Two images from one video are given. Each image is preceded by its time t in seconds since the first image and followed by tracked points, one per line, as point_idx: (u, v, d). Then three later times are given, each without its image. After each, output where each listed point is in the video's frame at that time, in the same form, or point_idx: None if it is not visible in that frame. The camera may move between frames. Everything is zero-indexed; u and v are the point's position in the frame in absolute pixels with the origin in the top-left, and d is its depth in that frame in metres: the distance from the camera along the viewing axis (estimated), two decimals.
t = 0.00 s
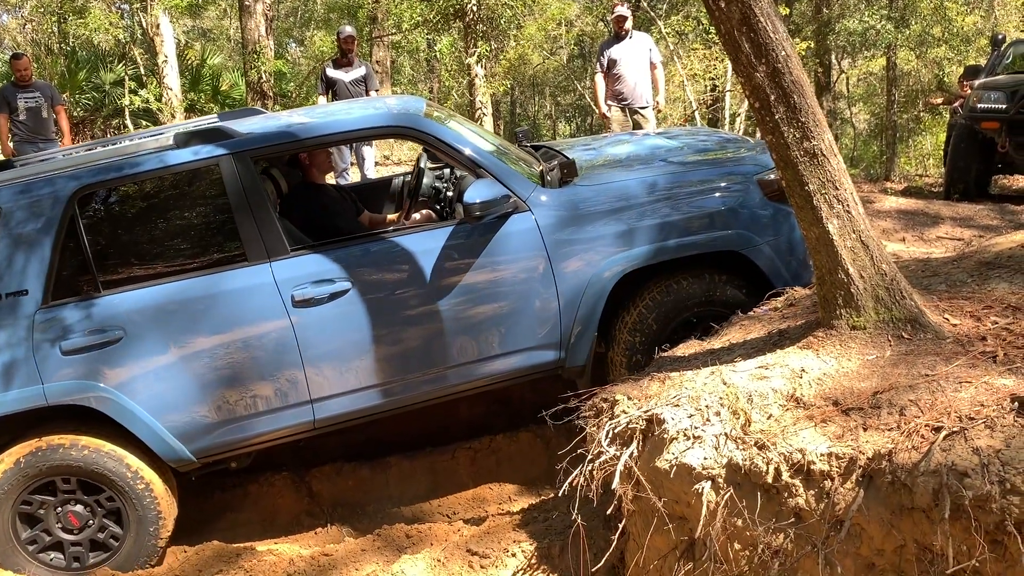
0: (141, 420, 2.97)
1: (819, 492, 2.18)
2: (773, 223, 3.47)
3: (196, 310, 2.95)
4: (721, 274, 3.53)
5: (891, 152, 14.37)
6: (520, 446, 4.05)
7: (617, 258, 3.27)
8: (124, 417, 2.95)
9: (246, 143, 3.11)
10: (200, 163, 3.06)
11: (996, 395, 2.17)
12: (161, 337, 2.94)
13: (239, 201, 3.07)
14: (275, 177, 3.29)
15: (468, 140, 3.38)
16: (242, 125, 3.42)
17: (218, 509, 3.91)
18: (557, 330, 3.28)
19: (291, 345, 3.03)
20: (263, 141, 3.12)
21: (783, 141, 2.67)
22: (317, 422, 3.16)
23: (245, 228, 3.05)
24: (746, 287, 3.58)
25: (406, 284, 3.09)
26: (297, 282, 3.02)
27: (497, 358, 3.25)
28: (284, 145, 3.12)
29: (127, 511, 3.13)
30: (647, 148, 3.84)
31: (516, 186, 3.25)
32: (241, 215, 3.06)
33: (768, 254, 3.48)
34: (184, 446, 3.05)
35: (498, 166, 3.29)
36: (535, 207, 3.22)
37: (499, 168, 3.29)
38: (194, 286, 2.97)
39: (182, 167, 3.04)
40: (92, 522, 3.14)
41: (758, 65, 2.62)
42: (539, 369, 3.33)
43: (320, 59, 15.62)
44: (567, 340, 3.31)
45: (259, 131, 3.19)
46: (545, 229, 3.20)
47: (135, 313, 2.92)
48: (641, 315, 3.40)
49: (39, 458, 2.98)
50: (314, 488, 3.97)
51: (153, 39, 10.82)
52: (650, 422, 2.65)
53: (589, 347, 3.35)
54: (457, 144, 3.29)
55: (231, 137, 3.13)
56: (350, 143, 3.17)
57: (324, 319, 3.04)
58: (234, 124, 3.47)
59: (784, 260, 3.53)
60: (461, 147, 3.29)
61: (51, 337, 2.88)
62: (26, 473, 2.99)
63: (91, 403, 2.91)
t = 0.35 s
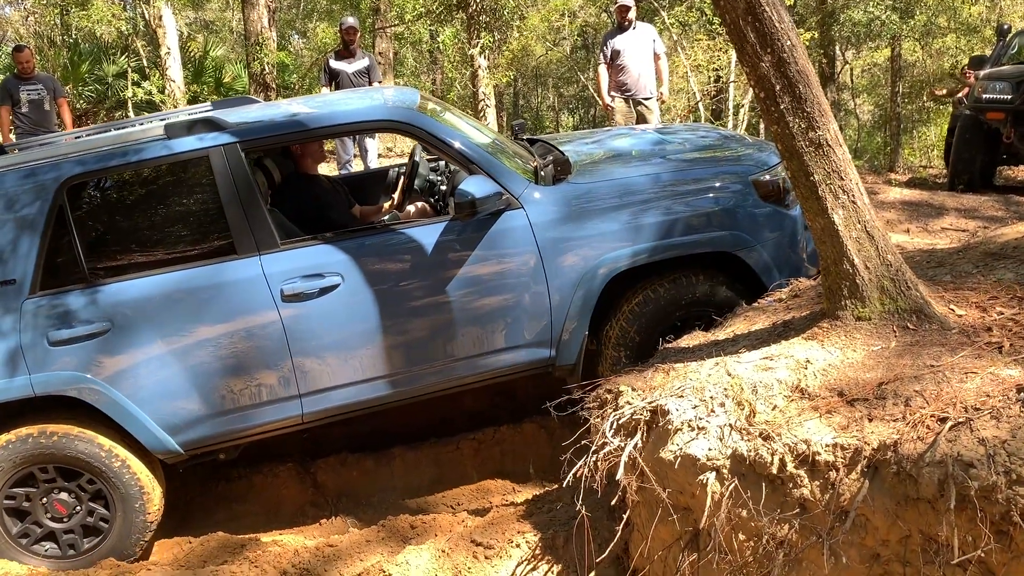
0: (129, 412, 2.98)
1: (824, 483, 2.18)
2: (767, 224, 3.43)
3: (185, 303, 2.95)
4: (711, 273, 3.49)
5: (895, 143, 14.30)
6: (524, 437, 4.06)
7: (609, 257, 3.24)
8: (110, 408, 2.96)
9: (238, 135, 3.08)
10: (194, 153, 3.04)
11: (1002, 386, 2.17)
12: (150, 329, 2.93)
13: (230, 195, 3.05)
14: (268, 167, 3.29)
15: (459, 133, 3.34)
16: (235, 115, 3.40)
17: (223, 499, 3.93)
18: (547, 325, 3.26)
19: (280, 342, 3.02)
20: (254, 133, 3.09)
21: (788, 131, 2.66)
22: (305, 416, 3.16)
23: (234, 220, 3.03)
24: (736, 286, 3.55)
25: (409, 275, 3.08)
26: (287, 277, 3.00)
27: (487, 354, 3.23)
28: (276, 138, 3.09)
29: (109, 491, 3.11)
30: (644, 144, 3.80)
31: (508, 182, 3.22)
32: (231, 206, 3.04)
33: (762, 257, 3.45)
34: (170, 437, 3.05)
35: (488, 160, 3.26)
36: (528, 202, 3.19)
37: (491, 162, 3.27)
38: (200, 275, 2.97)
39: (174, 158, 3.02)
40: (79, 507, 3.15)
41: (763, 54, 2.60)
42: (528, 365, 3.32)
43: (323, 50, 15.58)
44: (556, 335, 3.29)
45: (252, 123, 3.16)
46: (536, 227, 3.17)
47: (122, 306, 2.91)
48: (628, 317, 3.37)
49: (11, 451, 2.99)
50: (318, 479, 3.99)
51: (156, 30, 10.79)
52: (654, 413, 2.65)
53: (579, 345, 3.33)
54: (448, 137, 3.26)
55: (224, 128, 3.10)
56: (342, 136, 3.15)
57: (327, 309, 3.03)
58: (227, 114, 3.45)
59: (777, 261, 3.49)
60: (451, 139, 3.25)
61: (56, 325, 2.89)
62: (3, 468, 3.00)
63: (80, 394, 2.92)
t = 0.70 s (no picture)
0: (145, 407, 3.00)
1: (839, 483, 2.17)
2: (784, 223, 3.41)
3: (200, 300, 2.97)
4: (725, 271, 3.47)
5: (911, 141, 14.17)
6: (537, 435, 4.06)
7: (624, 255, 3.24)
8: (127, 403, 2.99)
9: (253, 132, 3.10)
10: (209, 151, 3.06)
11: (1021, 387, 2.15)
12: (166, 325, 2.96)
13: (247, 192, 3.07)
14: (285, 164, 3.32)
15: (473, 131, 3.35)
16: (250, 112, 3.42)
17: (238, 495, 3.96)
18: (561, 324, 3.25)
19: (295, 338, 3.04)
20: (270, 130, 3.11)
21: (805, 129, 2.65)
22: (319, 412, 3.18)
23: (251, 216, 3.05)
24: (750, 283, 3.53)
25: (424, 272, 3.09)
26: (301, 273, 3.02)
27: (501, 352, 3.24)
28: (291, 135, 3.11)
29: (126, 486, 3.15)
30: (659, 142, 3.78)
31: (522, 180, 3.22)
32: (248, 203, 3.07)
33: (777, 255, 3.43)
34: (185, 432, 3.07)
35: (503, 158, 3.26)
36: (543, 201, 3.19)
37: (505, 159, 3.27)
38: (216, 271, 2.99)
39: (190, 155, 3.04)
40: (96, 501, 3.18)
41: (780, 52, 2.59)
42: (542, 364, 3.32)
43: (337, 48, 15.63)
44: (570, 333, 3.29)
45: (267, 120, 3.18)
46: (550, 226, 3.17)
47: (138, 303, 2.94)
48: (642, 315, 3.37)
49: (29, 445, 3.03)
50: (332, 476, 4.01)
51: (171, 27, 10.84)
52: (669, 412, 2.65)
53: (593, 343, 3.33)
54: (462, 134, 3.26)
55: (239, 125, 3.12)
56: (356, 134, 3.16)
57: (341, 306, 3.05)
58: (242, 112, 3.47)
59: (793, 259, 3.47)
60: (465, 137, 3.25)
61: (73, 321, 2.92)
62: (20, 461, 3.04)
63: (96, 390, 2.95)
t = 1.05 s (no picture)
0: (156, 403, 3.02)
1: (854, 487, 2.15)
2: (798, 225, 3.38)
3: (213, 297, 2.98)
4: (736, 272, 3.44)
5: (928, 142, 14.02)
6: (549, 435, 4.05)
7: (636, 256, 3.22)
8: (137, 399, 3.01)
9: (266, 129, 3.11)
10: (222, 147, 3.08)
11: None
12: (177, 322, 2.97)
13: (259, 190, 3.08)
14: (297, 161, 3.26)
15: (485, 129, 3.34)
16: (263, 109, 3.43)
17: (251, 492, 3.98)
18: (571, 324, 3.24)
19: (306, 336, 3.04)
20: (283, 127, 3.12)
21: (822, 129, 2.62)
22: (330, 410, 3.18)
23: (263, 214, 3.06)
24: (762, 284, 3.50)
25: (436, 271, 3.09)
26: (313, 272, 3.02)
27: (513, 352, 3.23)
28: (304, 132, 3.12)
29: (135, 481, 3.17)
30: (672, 142, 3.75)
31: (534, 179, 3.21)
32: (259, 201, 3.07)
33: (791, 258, 3.40)
34: (196, 428, 3.09)
35: (515, 156, 3.25)
36: (555, 200, 3.18)
37: (517, 158, 3.26)
38: (229, 268, 3.01)
39: (203, 151, 3.06)
40: (106, 496, 3.21)
41: (798, 51, 2.57)
42: (553, 364, 3.31)
43: (352, 47, 15.70)
44: (581, 334, 3.27)
45: (280, 117, 3.19)
46: (562, 226, 3.16)
47: (149, 299, 2.96)
48: (652, 318, 3.34)
49: (39, 441, 3.06)
50: (343, 473, 4.02)
51: (187, 25, 10.88)
52: (682, 414, 2.63)
53: (604, 344, 3.31)
54: (474, 132, 3.26)
55: (252, 122, 3.13)
56: (367, 131, 3.16)
57: (353, 304, 3.05)
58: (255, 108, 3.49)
59: (806, 261, 3.44)
60: (477, 135, 3.25)
61: (86, 316, 2.94)
62: (31, 457, 3.07)
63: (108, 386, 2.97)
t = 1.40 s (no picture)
0: (155, 399, 3.03)
1: (853, 485, 2.15)
2: (797, 225, 3.37)
3: (214, 293, 2.99)
4: (729, 273, 3.43)
5: (930, 140, 14.00)
6: (548, 433, 4.05)
7: (634, 256, 3.22)
8: (135, 395, 3.02)
9: (266, 126, 3.11)
10: (223, 144, 3.08)
11: None
12: (177, 319, 2.98)
13: (257, 187, 3.08)
14: (297, 159, 3.29)
15: (484, 126, 3.34)
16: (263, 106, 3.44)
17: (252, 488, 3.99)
18: (570, 323, 3.25)
19: (307, 333, 3.05)
20: (283, 125, 3.12)
21: (822, 127, 2.62)
22: (328, 407, 3.19)
23: (262, 212, 3.07)
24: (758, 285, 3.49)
25: (436, 269, 3.10)
26: (311, 269, 3.03)
27: (513, 350, 3.24)
28: (304, 130, 3.12)
29: (133, 476, 3.18)
30: (672, 141, 3.75)
31: (533, 177, 3.21)
32: (258, 199, 3.08)
33: (789, 257, 3.39)
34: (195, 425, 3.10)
35: (513, 154, 3.25)
36: (553, 198, 3.18)
37: (516, 156, 3.26)
38: (230, 265, 3.01)
39: (204, 148, 3.06)
40: (105, 492, 3.22)
41: (798, 49, 2.57)
42: (553, 362, 3.31)
43: (353, 44, 15.72)
44: (580, 332, 3.28)
45: (280, 114, 3.19)
46: (562, 224, 3.16)
47: (150, 296, 2.96)
48: (644, 320, 3.35)
49: (36, 437, 3.07)
50: (344, 470, 4.03)
51: (189, 23, 10.88)
52: (681, 411, 2.64)
53: (602, 343, 3.32)
54: (473, 130, 3.26)
55: (253, 119, 3.13)
56: (367, 129, 3.16)
57: (354, 301, 3.06)
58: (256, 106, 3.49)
59: (805, 260, 3.44)
60: (476, 133, 3.25)
61: (87, 313, 2.95)
62: (29, 453, 3.08)
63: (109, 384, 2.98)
